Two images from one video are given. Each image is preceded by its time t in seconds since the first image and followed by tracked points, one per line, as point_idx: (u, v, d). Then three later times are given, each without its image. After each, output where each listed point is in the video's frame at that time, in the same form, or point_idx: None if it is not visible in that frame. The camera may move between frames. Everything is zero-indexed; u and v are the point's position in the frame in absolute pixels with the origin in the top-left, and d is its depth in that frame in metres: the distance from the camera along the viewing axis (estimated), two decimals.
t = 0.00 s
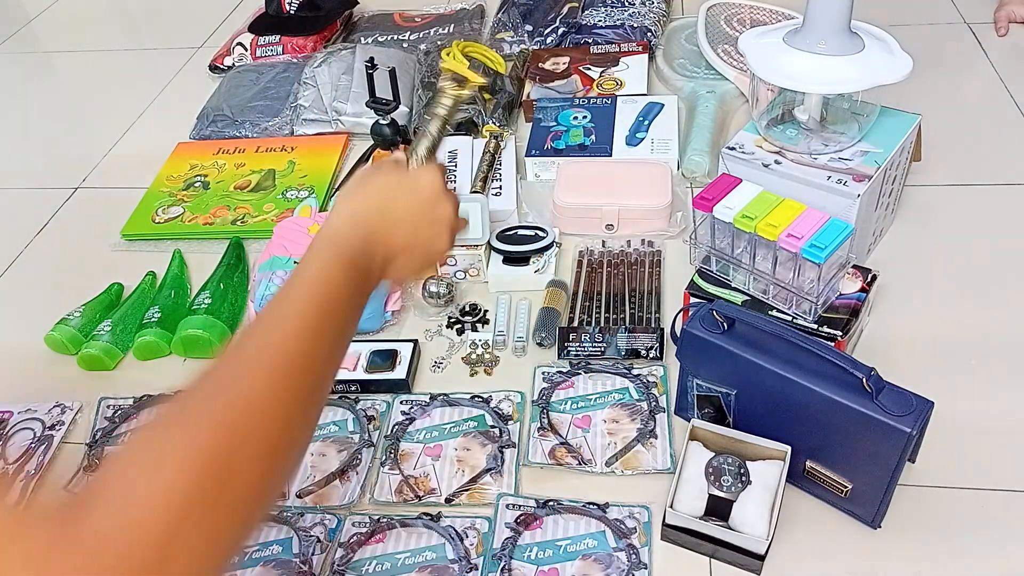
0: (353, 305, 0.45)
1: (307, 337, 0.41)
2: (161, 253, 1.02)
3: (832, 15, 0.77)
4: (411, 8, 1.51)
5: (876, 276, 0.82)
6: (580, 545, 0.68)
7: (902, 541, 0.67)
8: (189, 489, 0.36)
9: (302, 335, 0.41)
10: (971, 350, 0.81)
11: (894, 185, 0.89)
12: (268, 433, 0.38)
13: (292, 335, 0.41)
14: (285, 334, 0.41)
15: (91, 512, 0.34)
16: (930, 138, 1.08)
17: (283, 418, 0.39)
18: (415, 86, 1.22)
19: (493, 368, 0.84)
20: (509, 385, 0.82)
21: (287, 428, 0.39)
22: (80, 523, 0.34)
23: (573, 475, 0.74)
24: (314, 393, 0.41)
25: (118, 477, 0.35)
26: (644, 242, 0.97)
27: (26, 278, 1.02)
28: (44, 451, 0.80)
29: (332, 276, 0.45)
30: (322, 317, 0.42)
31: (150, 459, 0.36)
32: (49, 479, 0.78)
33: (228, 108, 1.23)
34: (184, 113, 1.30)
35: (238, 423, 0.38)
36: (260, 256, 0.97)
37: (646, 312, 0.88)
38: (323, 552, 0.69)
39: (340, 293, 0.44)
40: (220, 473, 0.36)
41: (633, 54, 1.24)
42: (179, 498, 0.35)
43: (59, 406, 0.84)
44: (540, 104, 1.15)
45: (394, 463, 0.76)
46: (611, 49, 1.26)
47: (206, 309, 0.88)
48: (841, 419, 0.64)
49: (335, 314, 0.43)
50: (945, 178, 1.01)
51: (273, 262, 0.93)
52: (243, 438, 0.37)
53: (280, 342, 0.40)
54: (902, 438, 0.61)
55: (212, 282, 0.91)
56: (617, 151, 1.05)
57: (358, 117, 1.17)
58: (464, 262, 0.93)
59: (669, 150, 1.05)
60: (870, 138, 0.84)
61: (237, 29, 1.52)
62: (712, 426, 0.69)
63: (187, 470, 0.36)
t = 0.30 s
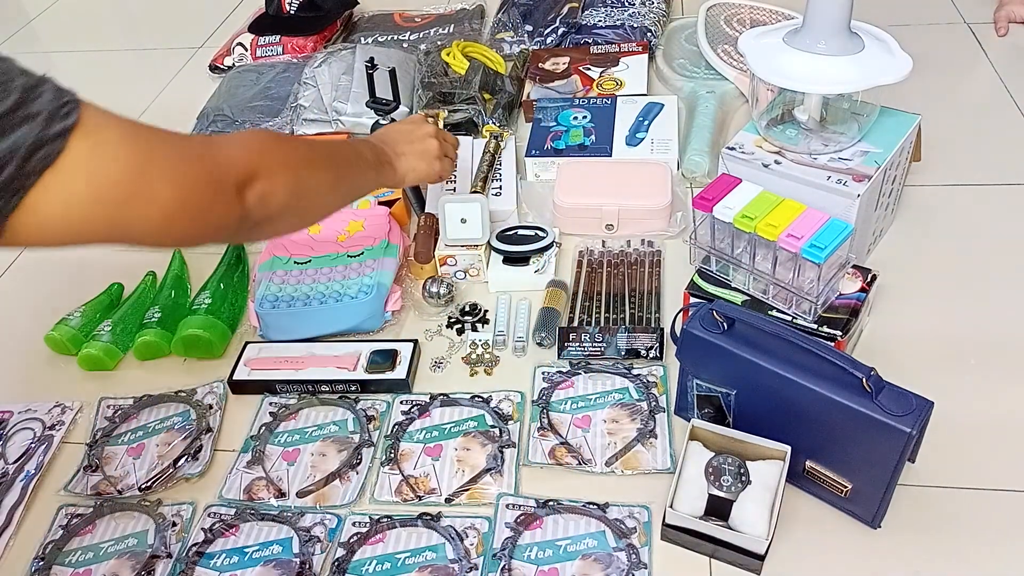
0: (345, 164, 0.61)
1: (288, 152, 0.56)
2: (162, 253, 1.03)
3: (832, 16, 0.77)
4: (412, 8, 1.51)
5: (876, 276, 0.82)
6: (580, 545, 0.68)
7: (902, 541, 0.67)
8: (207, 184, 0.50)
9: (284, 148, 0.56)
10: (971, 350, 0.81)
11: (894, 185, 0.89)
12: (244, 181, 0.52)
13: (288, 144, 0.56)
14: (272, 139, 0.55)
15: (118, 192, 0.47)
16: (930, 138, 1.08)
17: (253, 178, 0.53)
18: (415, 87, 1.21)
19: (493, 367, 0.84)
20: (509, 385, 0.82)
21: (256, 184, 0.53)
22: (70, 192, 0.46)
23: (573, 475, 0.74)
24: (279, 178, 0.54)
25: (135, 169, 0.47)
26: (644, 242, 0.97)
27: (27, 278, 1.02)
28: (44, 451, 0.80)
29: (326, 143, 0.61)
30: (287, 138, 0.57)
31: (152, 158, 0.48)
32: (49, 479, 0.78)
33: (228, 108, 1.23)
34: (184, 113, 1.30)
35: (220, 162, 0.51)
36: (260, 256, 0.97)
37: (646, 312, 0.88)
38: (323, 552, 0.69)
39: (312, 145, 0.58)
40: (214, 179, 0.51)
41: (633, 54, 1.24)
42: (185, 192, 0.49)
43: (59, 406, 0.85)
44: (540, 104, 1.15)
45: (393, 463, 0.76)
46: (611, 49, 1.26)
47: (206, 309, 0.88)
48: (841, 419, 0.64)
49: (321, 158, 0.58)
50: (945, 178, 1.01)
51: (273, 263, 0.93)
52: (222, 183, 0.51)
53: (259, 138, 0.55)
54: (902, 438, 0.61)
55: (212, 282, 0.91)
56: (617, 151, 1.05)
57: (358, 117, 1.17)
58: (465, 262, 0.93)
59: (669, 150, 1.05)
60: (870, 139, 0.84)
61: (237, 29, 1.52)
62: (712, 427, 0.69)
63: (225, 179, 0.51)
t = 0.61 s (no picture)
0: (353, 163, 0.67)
1: (300, 144, 0.62)
2: (161, 253, 1.02)
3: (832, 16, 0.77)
4: (411, 8, 1.51)
5: (876, 276, 0.82)
6: (580, 545, 0.68)
7: (902, 541, 0.67)
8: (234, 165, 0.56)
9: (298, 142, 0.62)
10: (971, 350, 0.81)
11: (893, 184, 0.89)
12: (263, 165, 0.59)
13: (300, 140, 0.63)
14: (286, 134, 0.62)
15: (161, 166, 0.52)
16: (930, 138, 1.08)
17: (272, 164, 0.59)
18: (415, 87, 1.21)
19: (493, 368, 0.84)
20: (509, 385, 0.82)
21: (274, 169, 0.59)
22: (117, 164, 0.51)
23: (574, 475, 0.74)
24: (293, 164, 0.61)
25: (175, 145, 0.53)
26: (644, 243, 0.97)
27: (26, 278, 1.02)
28: (43, 451, 0.80)
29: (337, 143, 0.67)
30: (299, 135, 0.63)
31: (189, 137, 0.54)
32: (49, 479, 0.78)
33: (228, 108, 1.23)
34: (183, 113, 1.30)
35: (242, 146, 0.57)
36: (260, 256, 0.97)
37: (646, 312, 0.88)
38: (323, 552, 0.69)
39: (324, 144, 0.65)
40: (240, 162, 0.57)
41: (633, 54, 1.24)
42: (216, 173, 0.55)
43: (59, 406, 0.85)
44: (540, 104, 1.15)
45: (393, 463, 0.76)
46: (611, 49, 1.26)
47: (206, 309, 0.88)
48: (841, 419, 0.64)
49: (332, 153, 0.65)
50: (944, 178, 1.01)
51: (274, 263, 0.93)
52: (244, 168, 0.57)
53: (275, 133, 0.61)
54: (902, 438, 0.61)
55: (212, 282, 0.91)
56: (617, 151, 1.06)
57: (358, 117, 1.17)
58: (465, 261, 0.93)
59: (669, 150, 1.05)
60: (871, 139, 0.84)
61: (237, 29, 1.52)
62: (712, 427, 0.69)
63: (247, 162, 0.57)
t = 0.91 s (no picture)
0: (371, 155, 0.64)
1: (330, 158, 0.59)
2: (161, 253, 1.03)
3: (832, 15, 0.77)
4: (411, 8, 1.51)
5: (876, 276, 0.82)
6: (580, 544, 0.68)
7: (902, 541, 0.67)
8: (269, 196, 0.54)
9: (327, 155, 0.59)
10: (971, 350, 0.81)
11: (893, 184, 0.89)
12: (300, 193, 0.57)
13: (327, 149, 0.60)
14: (318, 149, 0.59)
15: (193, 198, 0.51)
16: (930, 138, 1.08)
17: (308, 188, 0.57)
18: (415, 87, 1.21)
19: (493, 368, 0.84)
20: (509, 385, 0.82)
21: (309, 195, 0.57)
22: (149, 195, 0.50)
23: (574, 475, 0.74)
24: (327, 186, 0.59)
25: (208, 174, 0.51)
26: (644, 242, 0.97)
27: (26, 278, 1.02)
28: (44, 451, 0.80)
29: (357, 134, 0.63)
30: (329, 146, 0.60)
31: (222, 167, 0.52)
32: (50, 479, 0.78)
33: (228, 108, 1.23)
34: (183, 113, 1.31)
35: (279, 174, 0.55)
36: (260, 256, 0.97)
37: (646, 312, 0.88)
38: (323, 552, 0.69)
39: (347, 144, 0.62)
40: (275, 191, 0.54)
41: (633, 54, 1.24)
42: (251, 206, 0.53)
43: (59, 406, 0.85)
44: (540, 104, 1.15)
45: (393, 463, 0.76)
46: (611, 49, 1.26)
47: (206, 309, 0.88)
48: (841, 419, 0.64)
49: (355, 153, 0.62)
50: (944, 177, 1.01)
51: (273, 263, 0.93)
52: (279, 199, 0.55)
53: (306, 148, 0.58)
54: (902, 438, 0.61)
55: (212, 282, 0.91)
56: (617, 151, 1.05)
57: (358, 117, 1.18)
58: (465, 262, 0.93)
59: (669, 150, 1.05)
60: (871, 138, 0.84)
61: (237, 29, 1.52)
62: (712, 427, 0.69)
63: (283, 192, 0.55)
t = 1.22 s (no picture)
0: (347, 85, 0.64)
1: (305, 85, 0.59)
2: (161, 254, 1.03)
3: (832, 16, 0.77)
4: (411, 8, 1.51)
5: (876, 276, 0.82)
6: (580, 545, 0.68)
7: (902, 541, 0.67)
8: (247, 131, 0.54)
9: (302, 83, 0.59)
10: (971, 350, 0.81)
11: (894, 185, 0.89)
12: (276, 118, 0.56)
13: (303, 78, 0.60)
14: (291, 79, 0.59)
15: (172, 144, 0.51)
16: (930, 138, 1.08)
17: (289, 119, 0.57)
18: (415, 86, 1.20)
19: (493, 367, 0.84)
20: (509, 385, 0.82)
21: (289, 125, 0.57)
22: (132, 143, 0.50)
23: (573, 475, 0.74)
24: (307, 116, 0.58)
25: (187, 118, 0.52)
26: (644, 243, 0.97)
27: (26, 278, 1.02)
28: (43, 451, 0.80)
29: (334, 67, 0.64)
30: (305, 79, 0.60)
31: (199, 106, 0.52)
32: (50, 479, 0.78)
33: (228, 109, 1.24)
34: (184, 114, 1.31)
35: (260, 110, 0.55)
36: (260, 256, 0.97)
37: (646, 312, 0.88)
38: (323, 552, 0.69)
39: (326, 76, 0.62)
40: (254, 123, 0.55)
41: (633, 54, 1.24)
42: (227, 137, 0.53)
43: (59, 406, 0.85)
44: (540, 104, 1.15)
45: (393, 463, 0.76)
46: (611, 49, 1.26)
47: (206, 309, 0.88)
48: (841, 419, 0.64)
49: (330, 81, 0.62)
50: (944, 177, 1.01)
51: (273, 263, 0.93)
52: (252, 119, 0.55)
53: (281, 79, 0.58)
54: (902, 438, 0.61)
55: (212, 282, 0.91)
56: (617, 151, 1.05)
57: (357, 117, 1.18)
58: (465, 262, 0.93)
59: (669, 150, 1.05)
60: (871, 139, 0.84)
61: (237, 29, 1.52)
62: (712, 427, 0.69)
63: (256, 118, 0.55)
